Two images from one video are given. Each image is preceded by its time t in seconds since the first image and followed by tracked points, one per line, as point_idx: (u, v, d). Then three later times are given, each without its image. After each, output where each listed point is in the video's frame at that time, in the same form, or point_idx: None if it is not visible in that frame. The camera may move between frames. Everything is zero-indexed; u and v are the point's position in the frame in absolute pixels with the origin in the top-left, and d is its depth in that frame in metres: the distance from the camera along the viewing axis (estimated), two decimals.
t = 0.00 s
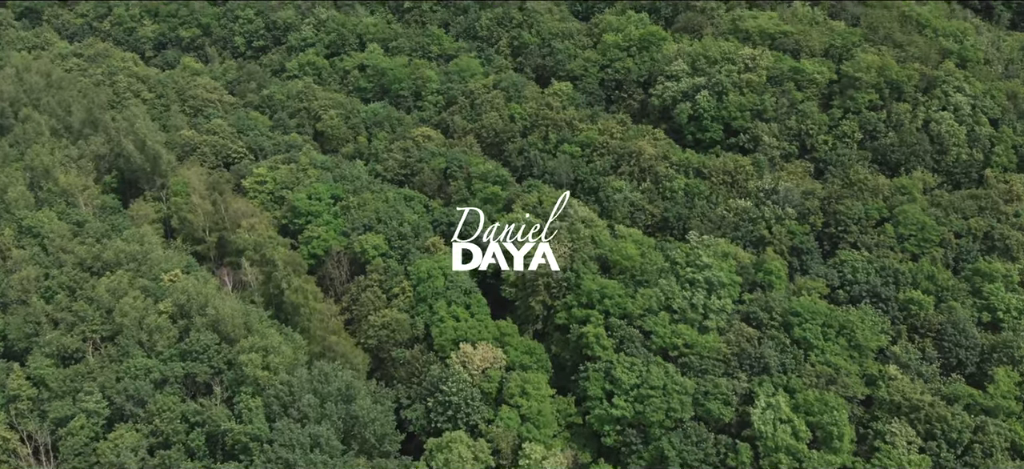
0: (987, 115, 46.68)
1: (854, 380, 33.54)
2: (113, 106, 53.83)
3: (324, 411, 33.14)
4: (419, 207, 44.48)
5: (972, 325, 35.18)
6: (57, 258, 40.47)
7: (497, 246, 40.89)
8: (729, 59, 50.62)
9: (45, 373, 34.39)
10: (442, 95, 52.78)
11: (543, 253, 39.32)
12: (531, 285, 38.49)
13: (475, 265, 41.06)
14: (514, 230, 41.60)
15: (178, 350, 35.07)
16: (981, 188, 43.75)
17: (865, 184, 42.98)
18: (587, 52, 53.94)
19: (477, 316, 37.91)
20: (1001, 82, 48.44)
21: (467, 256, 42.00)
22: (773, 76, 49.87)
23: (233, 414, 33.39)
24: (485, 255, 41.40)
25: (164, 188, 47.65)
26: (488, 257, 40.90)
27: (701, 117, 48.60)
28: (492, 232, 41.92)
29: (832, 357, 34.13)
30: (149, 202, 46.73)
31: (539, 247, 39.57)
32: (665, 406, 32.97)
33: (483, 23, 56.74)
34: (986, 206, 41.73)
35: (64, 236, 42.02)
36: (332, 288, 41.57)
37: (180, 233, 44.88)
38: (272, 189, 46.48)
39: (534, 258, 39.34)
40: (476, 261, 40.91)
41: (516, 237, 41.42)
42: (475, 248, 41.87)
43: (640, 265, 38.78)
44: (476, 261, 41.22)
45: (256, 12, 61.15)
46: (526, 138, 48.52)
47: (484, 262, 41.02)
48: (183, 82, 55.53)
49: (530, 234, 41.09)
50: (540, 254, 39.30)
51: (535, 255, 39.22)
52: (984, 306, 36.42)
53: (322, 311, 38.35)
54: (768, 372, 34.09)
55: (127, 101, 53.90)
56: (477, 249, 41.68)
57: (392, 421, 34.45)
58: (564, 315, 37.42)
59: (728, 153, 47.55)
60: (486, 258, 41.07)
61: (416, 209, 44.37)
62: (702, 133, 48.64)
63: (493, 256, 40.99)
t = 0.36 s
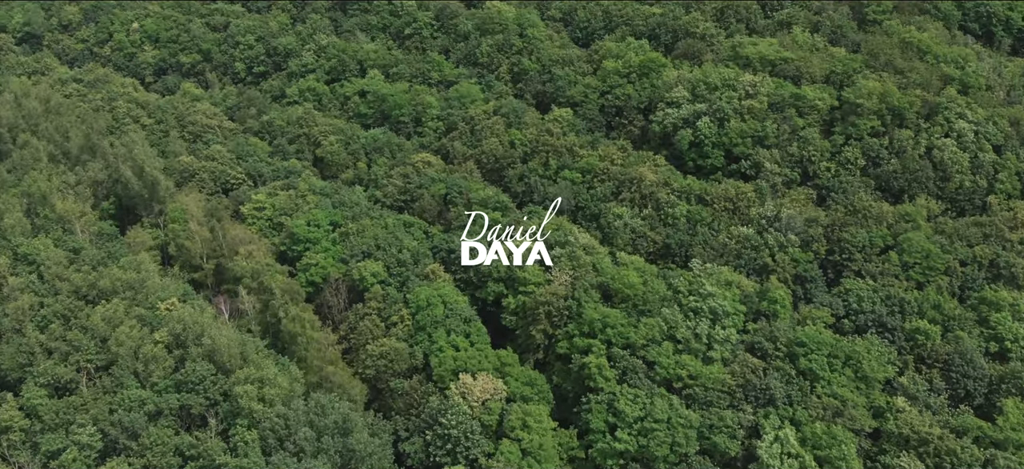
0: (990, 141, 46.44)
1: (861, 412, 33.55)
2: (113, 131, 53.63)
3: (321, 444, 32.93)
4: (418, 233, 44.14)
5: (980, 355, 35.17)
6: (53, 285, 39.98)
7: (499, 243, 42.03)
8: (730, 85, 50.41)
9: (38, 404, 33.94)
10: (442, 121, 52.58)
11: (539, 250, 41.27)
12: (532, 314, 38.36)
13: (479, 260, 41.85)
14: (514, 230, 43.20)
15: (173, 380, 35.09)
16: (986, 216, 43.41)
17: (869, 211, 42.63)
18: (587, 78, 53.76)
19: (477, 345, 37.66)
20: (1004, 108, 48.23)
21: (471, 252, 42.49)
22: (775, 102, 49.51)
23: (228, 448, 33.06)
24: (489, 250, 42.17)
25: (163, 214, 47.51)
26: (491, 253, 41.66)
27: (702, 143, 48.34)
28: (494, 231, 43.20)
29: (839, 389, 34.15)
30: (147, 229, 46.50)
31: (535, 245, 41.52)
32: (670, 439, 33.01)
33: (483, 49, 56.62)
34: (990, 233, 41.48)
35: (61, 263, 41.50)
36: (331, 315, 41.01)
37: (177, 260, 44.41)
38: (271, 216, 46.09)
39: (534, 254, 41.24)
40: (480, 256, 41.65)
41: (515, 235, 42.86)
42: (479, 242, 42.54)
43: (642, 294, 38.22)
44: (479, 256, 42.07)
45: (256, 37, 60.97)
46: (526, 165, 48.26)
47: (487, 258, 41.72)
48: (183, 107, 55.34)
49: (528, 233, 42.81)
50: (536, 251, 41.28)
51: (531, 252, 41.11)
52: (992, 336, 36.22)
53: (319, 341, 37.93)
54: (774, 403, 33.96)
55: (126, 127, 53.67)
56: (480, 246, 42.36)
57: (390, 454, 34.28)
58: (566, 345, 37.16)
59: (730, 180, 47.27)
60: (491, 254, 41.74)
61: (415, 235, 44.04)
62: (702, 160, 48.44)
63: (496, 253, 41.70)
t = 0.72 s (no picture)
0: (994, 168, 46.13)
1: (869, 445, 33.18)
2: (111, 157, 53.39)
3: None
4: (417, 259, 43.75)
5: (988, 385, 34.90)
6: (48, 314, 39.52)
7: (500, 240, 44.12)
8: (731, 112, 50.20)
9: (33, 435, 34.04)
10: (442, 147, 52.25)
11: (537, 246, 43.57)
12: (533, 343, 38.03)
13: (483, 254, 43.75)
14: (514, 231, 45.47)
15: (167, 411, 34.85)
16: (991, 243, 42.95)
17: (874, 238, 42.36)
18: (588, 104, 53.56)
19: (477, 376, 37.32)
20: (1006, 134, 48.02)
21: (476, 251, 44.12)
22: (777, 128, 49.33)
23: None
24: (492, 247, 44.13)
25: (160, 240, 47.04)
26: (493, 247, 43.64)
27: (703, 170, 48.00)
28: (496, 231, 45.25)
29: (846, 421, 33.86)
30: (144, 255, 46.06)
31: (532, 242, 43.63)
32: None
33: (483, 76, 56.47)
34: (995, 259, 40.95)
35: (56, 291, 40.99)
36: (329, 344, 40.35)
37: (174, 287, 43.89)
38: (269, 242, 45.65)
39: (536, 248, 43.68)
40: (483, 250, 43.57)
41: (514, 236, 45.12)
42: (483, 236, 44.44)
43: (645, 323, 37.85)
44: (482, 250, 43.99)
45: (257, 63, 60.85)
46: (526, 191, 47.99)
47: (491, 253, 43.62)
48: (182, 133, 55.07)
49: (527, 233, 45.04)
50: (533, 247, 43.26)
51: (528, 246, 43.07)
52: (999, 366, 35.94)
53: (315, 370, 37.58)
54: (779, 435, 33.59)
55: (125, 153, 53.45)
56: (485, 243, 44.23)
57: None
58: (567, 375, 36.72)
59: (731, 206, 46.83)
60: (496, 250, 43.67)
61: (415, 261, 43.68)
62: (704, 186, 48.05)
63: (501, 249, 43.70)
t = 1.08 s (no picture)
0: (998, 194, 45.76)
1: None
2: (109, 183, 53.12)
3: None
4: (416, 286, 43.22)
5: (996, 416, 35.08)
6: (43, 342, 38.87)
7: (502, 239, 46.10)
8: (732, 137, 49.79)
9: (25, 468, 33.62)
10: (442, 173, 51.86)
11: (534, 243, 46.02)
12: (534, 372, 37.63)
13: (487, 250, 45.37)
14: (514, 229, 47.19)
15: (162, 444, 34.69)
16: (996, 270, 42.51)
17: (880, 266, 41.84)
18: (588, 130, 53.27)
19: (477, 407, 36.95)
20: (1009, 161, 47.72)
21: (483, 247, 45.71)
22: (779, 154, 49.01)
23: None
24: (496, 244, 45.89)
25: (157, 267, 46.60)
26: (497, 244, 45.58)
27: (705, 196, 47.56)
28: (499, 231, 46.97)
29: (855, 455, 33.72)
30: (140, 282, 45.58)
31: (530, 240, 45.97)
32: None
33: (484, 102, 56.26)
34: (1001, 287, 40.43)
35: (51, 319, 40.40)
36: (327, 373, 40.11)
37: (170, 315, 43.38)
38: (267, 269, 45.15)
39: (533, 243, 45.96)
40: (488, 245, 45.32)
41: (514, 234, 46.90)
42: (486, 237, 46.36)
43: (648, 353, 37.46)
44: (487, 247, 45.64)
45: (257, 89, 60.66)
46: (527, 216, 47.52)
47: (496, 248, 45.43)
48: (182, 159, 54.72)
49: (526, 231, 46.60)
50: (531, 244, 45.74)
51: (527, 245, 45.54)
52: (1008, 396, 36.06)
53: (312, 401, 37.26)
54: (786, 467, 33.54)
55: (124, 179, 53.16)
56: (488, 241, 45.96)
57: None
58: (569, 407, 36.44)
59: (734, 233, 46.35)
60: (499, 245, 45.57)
61: (414, 289, 43.17)
62: (706, 212, 47.57)
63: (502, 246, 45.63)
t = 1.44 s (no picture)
0: (1003, 220, 45.36)
1: None
2: (107, 209, 52.81)
3: None
4: (416, 313, 42.65)
5: (1007, 447, 35.13)
6: (37, 371, 38.23)
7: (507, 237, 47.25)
8: (734, 163, 49.28)
9: None
10: (442, 198, 51.38)
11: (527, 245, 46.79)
12: (535, 403, 37.23)
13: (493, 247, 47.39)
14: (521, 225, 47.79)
15: None
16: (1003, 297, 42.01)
17: (885, 293, 41.20)
18: (588, 155, 52.91)
19: (477, 439, 36.60)
20: (1013, 187, 47.39)
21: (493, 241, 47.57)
22: (781, 179, 48.54)
23: None
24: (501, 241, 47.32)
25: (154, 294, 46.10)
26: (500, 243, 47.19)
27: (707, 221, 47.02)
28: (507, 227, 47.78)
29: None
30: (136, 310, 45.09)
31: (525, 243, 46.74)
32: None
33: (484, 127, 56.02)
34: (1008, 314, 39.77)
35: (46, 347, 39.77)
36: (324, 402, 39.53)
37: (166, 344, 42.92)
38: (264, 296, 44.63)
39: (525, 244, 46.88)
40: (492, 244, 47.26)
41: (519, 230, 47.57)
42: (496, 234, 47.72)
43: (651, 383, 37.24)
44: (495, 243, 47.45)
45: (257, 114, 60.42)
46: (527, 242, 47.05)
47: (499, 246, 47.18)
48: (180, 184, 54.36)
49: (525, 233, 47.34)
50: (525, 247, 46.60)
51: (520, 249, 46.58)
52: (1018, 426, 35.93)
53: (309, 432, 37.09)
54: None
55: (122, 205, 52.84)
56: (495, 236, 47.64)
57: None
58: (572, 439, 36.10)
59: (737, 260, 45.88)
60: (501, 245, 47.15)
61: (412, 316, 42.60)
62: (708, 238, 47.07)
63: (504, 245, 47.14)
